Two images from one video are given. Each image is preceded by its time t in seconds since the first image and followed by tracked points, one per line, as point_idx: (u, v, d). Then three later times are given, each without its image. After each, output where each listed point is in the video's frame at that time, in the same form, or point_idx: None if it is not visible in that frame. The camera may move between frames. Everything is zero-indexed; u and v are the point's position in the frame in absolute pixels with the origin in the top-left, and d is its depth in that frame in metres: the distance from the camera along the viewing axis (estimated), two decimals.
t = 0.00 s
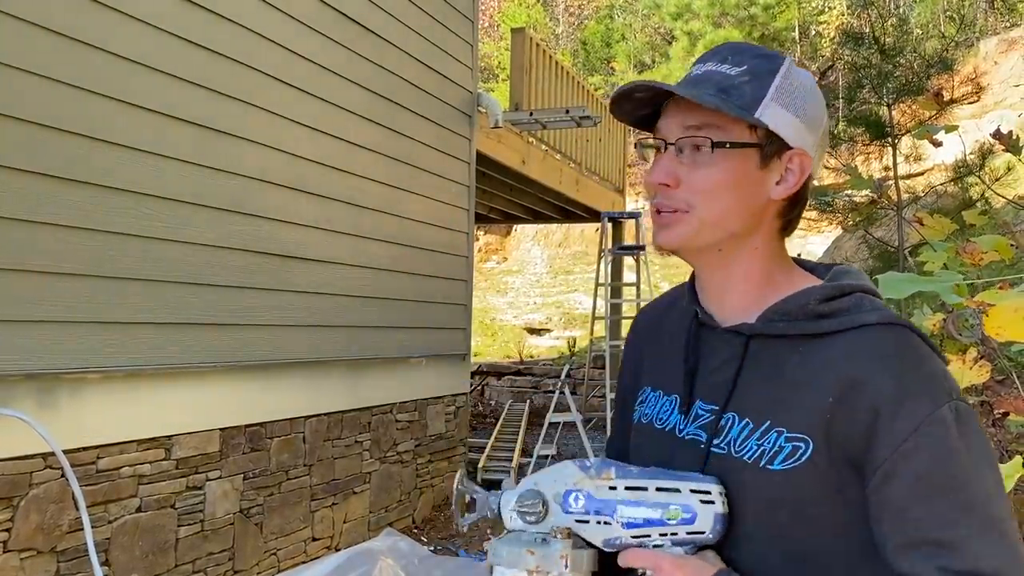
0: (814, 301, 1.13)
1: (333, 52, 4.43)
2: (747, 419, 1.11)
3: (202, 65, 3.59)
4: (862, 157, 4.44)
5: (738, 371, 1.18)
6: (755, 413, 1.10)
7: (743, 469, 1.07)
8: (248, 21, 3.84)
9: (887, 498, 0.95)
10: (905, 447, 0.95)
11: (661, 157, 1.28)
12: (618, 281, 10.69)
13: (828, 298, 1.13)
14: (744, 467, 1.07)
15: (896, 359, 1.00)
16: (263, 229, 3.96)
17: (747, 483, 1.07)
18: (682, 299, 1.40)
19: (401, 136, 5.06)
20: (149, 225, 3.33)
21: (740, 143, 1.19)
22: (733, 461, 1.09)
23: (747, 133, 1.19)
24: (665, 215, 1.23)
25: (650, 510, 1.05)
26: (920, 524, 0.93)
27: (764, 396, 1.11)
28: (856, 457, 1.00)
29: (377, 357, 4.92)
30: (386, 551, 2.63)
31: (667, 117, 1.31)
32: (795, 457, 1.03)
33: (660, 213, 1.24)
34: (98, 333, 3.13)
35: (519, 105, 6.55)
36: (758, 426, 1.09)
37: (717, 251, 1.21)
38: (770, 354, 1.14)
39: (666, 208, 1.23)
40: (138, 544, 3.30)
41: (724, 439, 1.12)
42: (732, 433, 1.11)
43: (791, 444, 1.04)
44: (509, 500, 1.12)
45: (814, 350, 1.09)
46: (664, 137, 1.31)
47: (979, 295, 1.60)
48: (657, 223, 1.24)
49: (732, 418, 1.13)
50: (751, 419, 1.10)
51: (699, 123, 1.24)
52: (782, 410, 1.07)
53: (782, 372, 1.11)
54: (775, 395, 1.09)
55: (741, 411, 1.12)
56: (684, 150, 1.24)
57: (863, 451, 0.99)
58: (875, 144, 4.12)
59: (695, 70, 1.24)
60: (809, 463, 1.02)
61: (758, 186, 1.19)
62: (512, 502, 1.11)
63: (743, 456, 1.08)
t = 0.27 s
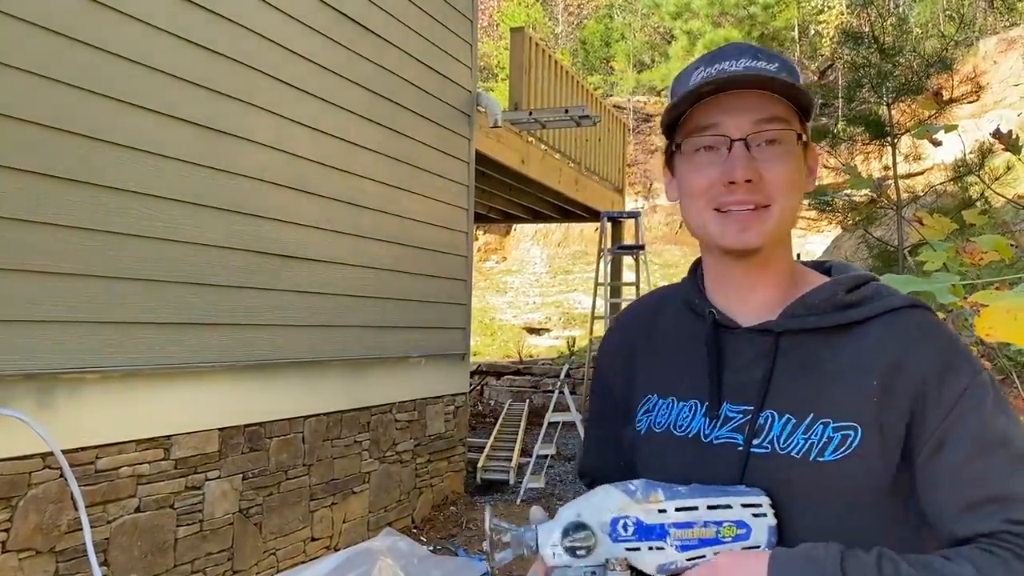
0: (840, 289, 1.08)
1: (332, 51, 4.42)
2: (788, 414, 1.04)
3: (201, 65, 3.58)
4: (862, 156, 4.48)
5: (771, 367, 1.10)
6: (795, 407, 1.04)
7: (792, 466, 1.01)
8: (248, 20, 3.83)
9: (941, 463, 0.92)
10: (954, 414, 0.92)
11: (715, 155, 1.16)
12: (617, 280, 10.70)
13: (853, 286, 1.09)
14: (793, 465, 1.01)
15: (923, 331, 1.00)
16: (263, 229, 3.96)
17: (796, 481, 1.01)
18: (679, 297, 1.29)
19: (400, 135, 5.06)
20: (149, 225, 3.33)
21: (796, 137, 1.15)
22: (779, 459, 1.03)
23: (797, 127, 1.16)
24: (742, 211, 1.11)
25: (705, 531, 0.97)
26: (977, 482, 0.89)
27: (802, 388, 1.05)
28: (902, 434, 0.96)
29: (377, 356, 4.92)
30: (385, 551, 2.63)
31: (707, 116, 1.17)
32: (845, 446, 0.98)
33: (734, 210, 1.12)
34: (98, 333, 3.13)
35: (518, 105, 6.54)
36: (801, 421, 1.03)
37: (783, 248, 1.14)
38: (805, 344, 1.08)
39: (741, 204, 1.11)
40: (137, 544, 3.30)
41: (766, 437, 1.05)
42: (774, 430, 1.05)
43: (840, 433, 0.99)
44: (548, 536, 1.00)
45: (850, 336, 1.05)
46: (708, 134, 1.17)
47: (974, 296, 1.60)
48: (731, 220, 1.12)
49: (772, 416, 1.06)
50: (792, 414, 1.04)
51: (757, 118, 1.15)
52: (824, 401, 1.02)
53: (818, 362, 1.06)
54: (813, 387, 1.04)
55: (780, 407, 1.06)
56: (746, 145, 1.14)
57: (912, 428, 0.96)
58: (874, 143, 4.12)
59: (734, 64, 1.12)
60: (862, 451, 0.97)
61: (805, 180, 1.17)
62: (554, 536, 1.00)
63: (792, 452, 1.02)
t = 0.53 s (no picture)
0: (843, 285, 1.10)
1: (332, 51, 4.42)
2: (812, 412, 1.05)
3: (201, 64, 3.57)
4: (861, 156, 4.48)
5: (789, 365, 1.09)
6: (817, 405, 1.05)
7: (825, 464, 1.01)
8: (247, 20, 3.82)
9: (965, 445, 0.96)
10: (968, 397, 0.97)
11: (720, 153, 1.15)
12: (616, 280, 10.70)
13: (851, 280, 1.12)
14: (824, 463, 1.02)
15: (922, 323, 1.04)
16: (262, 229, 3.95)
17: (829, 479, 1.01)
18: (665, 301, 1.22)
19: (399, 135, 5.05)
20: (147, 225, 3.32)
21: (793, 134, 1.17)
22: (811, 458, 1.02)
23: (792, 124, 1.18)
24: (753, 210, 1.11)
25: (756, 561, 0.93)
26: (1001, 461, 0.94)
27: (822, 385, 1.05)
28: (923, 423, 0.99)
29: (376, 356, 4.91)
30: (383, 552, 2.63)
31: (711, 114, 1.15)
32: (871, 440, 1.00)
33: (744, 207, 1.11)
34: (97, 333, 3.13)
35: (518, 105, 6.53)
36: (826, 418, 1.04)
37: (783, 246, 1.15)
38: (822, 341, 1.08)
39: (752, 202, 1.11)
40: (135, 544, 3.30)
41: (794, 437, 1.04)
42: (802, 430, 1.04)
43: (866, 426, 1.01)
44: None
45: (861, 328, 1.07)
46: (711, 133, 1.16)
47: (976, 295, 1.60)
48: (741, 219, 1.11)
49: (796, 415, 1.05)
50: (816, 412, 1.04)
51: (761, 115, 1.15)
52: (844, 396, 1.04)
53: (834, 357, 1.06)
54: (831, 384, 1.05)
55: (802, 405, 1.06)
56: (751, 142, 1.14)
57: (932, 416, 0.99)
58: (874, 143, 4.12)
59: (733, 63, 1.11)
60: (887, 442, 1.00)
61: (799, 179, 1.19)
62: None
63: (822, 450, 1.02)
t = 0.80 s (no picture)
0: (830, 290, 1.12)
1: (331, 51, 4.42)
2: (800, 415, 1.05)
3: (200, 64, 3.57)
4: (860, 156, 4.49)
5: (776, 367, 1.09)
6: (805, 408, 1.05)
7: (813, 467, 1.01)
8: (247, 20, 3.82)
9: (944, 453, 0.99)
10: (946, 407, 1.01)
11: (699, 155, 1.14)
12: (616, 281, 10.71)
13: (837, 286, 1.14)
14: (812, 467, 1.01)
15: (909, 333, 1.08)
16: (262, 229, 3.95)
17: (817, 482, 1.01)
18: (648, 299, 1.20)
19: (399, 135, 5.05)
20: (147, 225, 3.32)
21: (778, 135, 1.16)
22: (799, 461, 1.02)
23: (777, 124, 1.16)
24: (729, 213, 1.10)
25: None
26: (973, 474, 0.98)
27: (809, 388, 1.06)
28: (905, 428, 1.01)
29: (376, 357, 4.92)
30: (382, 551, 2.62)
31: (691, 116, 1.15)
32: (859, 443, 1.01)
33: (718, 207, 1.10)
34: (96, 334, 3.13)
35: (517, 105, 6.53)
36: (814, 421, 1.04)
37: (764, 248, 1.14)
38: (808, 343, 1.09)
39: (727, 205, 1.10)
40: (134, 545, 3.30)
41: (783, 441, 1.04)
42: (790, 433, 1.04)
43: (852, 431, 1.01)
44: None
45: (847, 333, 1.09)
46: (692, 134, 1.15)
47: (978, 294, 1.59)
48: (715, 219, 1.10)
49: (784, 419, 1.05)
50: (804, 415, 1.05)
51: (743, 117, 1.14)
52: (831, 400, 1.04)
53: (822, 359, 1.08)
54: (818, 388, 1.06)
55: (790, 408, 1.06)
56: (732, 143, 1.14)
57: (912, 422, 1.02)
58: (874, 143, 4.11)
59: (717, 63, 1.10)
60: (873, 446, 1.00)
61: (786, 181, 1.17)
62: None
63: (810, 453, 1.02)
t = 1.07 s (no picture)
0: (799, 288, 1.14)
1: (332, 51, 4.41)
2: (756, 413, 1.09)
3: (201, 64, 3.57)
4: (861, 157, 4.49)
5: (734, 365, 1.13)
6: (762, 407, 1.09)
7: (765, 464, 1.05)
8: (248, 20, 3.82)
9: (890, 462, 1.02)
10: (903, 414, 1.03)
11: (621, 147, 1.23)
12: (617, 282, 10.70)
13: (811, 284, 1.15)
14: (765, 464, 1.05)
15: (881, 336, 1.07)
16: (262, 228, 3.95)
17: (771, 481, 1.05)
18: (630, 292, 1.29)
19: (400, 135, 5.05)
20: (147, 225, 3.32)
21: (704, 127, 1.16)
22: (751, 458, 1.06)
23: (709, 118, 1.16)
24: (632, 207, 1.17)
25: (731, 563, 0.96)
26: (920, 486, 1.00)
27: (766, 386, 1.10)
28: (856, 431, 1.04)
29: (376, 357, 4.91)
30: (382, 552, 2.61)
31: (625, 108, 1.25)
32: (814, 445, 1.04)
33: (625, 201, 1.18)
34: (96, 334, 3.12)
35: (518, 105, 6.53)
36: (770, 420, 1.07)
37: (681, 240, 1.17)
38: (768, 343, 1.12)
39: (630, 199, 1.18)
40: (134, 544, 3.29)
41: (737, 438, 1.08)
42: (745, 430, 1.08)
43: (808, 432, 1.05)
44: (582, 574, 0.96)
45: (810, 335, 1.11)
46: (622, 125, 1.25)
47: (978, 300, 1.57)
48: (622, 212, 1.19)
49: (740, 416, 1.09)
50: (760, 413, 1.08)
51: (653, 113, 1.19)
52: (790, 400, 1.08)
53: (779, 358, 1.11)
54: (777, 388, 1.09)
55: (747, 406, 1.10)
56: (643, 138, 1.19)
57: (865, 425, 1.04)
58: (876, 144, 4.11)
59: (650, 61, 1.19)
60: (827, 449, 1.03)
61: (722, 174, 1.17)
62: None
63: (763, 452, 1.06)
